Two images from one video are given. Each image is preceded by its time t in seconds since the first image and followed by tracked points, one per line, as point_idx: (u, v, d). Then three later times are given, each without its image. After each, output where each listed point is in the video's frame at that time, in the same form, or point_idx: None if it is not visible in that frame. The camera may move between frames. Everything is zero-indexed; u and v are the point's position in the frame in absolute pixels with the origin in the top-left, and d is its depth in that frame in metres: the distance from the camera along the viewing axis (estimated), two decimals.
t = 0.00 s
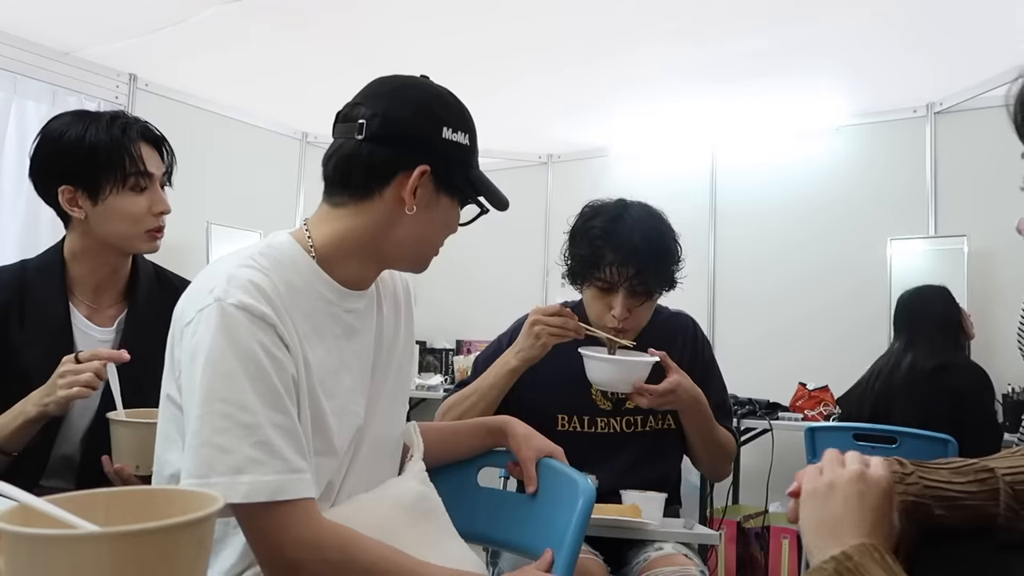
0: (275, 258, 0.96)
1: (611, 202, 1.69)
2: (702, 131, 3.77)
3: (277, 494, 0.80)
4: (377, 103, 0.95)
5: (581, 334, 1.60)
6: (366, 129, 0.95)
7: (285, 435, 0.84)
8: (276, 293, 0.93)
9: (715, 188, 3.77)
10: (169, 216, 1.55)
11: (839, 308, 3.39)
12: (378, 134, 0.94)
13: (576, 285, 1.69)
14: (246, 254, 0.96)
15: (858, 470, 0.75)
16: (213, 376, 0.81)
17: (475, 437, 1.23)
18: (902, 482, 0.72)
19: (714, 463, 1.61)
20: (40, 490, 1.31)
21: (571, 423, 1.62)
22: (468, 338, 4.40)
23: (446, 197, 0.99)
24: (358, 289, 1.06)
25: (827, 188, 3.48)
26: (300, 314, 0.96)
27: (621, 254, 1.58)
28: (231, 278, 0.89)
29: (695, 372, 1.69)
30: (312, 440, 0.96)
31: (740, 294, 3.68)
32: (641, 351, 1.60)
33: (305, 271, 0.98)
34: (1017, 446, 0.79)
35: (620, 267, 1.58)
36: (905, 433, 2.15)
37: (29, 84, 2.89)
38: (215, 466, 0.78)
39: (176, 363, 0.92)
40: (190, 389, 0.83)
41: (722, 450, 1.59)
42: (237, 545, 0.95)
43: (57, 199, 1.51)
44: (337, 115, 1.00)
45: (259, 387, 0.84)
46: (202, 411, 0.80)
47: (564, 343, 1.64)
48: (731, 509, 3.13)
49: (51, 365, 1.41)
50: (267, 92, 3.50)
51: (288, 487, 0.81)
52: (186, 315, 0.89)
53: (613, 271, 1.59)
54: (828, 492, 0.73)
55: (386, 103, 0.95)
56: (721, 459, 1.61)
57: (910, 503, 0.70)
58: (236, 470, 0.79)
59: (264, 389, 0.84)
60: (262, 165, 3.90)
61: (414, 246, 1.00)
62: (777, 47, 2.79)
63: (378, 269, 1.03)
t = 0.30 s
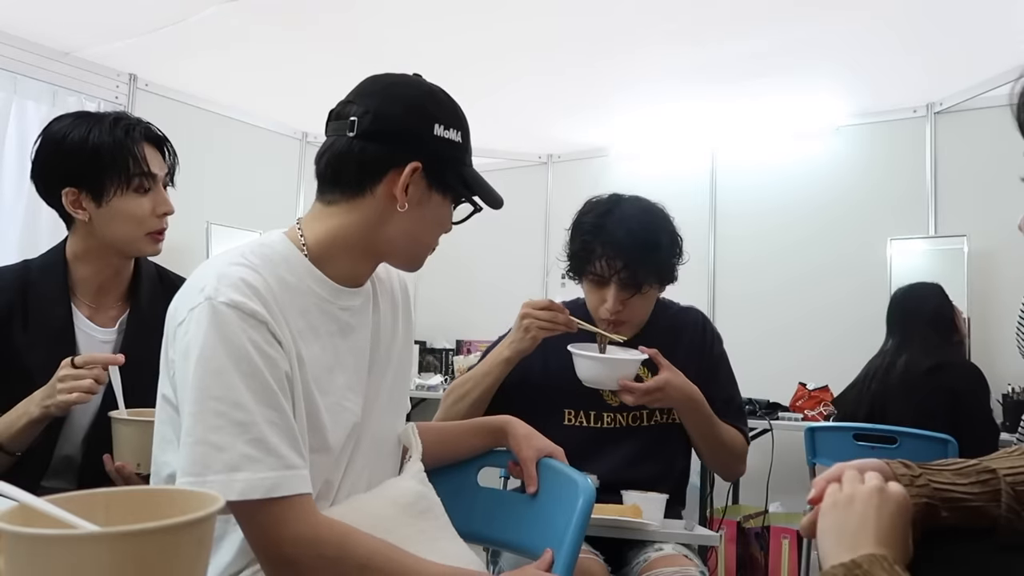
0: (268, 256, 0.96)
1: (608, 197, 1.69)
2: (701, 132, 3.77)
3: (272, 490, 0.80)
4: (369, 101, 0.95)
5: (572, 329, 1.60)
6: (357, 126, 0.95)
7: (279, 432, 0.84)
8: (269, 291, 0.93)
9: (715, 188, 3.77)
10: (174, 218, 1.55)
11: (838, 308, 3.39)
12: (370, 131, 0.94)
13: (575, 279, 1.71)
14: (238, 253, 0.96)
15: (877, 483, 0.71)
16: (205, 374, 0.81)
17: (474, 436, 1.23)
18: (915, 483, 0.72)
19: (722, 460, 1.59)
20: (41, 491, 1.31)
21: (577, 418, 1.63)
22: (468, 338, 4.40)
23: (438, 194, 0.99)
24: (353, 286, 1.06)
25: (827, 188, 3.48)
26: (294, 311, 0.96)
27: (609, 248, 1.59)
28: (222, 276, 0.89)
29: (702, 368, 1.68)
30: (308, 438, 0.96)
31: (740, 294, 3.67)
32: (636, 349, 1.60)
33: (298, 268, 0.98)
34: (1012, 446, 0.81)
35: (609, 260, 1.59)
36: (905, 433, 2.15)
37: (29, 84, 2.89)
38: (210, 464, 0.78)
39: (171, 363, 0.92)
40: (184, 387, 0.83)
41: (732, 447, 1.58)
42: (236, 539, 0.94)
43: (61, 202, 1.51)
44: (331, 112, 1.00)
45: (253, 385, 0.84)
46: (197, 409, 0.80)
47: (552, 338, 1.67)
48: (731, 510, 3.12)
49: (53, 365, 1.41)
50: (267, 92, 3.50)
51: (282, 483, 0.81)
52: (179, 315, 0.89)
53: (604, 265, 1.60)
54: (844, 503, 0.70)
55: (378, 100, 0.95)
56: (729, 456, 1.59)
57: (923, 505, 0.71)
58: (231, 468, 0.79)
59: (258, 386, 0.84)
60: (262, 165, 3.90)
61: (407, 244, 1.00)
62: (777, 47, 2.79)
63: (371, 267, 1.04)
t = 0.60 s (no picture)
0: (268, 255, 0.96)
1: (605, 198, 1.73)
2: (701, 132, 3.77)
3: (272, 489, 0.80)
4: (365, 102, 0.95)
5: (566, 331, 1.60)
6: (354, 129, 0.95)
7: (279, 431, 0.85)
8: (270, 291, 0.93)
9: (715, 188, 3.77)
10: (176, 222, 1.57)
11: (839, 308, 3.39)
12: (367, 133, 0.94)
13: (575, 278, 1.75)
14: (238, 253, 0.96)
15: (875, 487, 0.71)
16: (206, 373, 0.81)
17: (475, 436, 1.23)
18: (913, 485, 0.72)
19: (725, 463, 1.56)
20: (42, 492, 1.31)
21: (582, 417, 1.64)
22: (468, 338, 4.39)
23: (437, 191, 0.99)
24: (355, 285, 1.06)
25: (827, 188, 3.48)
26: (295, 312, 0.96)
27: (599, 249, 1.63)
28: (223, 275, 0.89)
29: (709, 369, 1.67)
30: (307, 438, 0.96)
31: (740, 293, 3.67)
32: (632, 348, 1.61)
33: (297, 270, 0.97)
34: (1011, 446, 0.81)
35: (599, 260, 1.63)
36: (905, 433, 2.15)
37: (29, 84, 2.89)
38: (210, 463, 0.78)
39: (171, 362, 0.92)
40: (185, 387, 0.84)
41: (734, 451, 1.56)
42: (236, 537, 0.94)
43: (65, 201, 1.51)
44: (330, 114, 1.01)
45: (253, 386, 0.84)
46: (197, 408, 0.80)
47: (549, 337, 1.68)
48: (731, 510, 3.13)
49: (54, 366, 1.41)
50: (267, 92, 3.50)
51: (282, 482, 0.81)
52: (180, 314, 0.89)
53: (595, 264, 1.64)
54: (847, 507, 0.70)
55: (374, 101, 0.95)
56: (731, 459, 1.56)
57: (921, 505, 0.71)
58: (232, 466, 0.79)
59: (258, 385, 0.84)
60: (262, 165, 3.90)
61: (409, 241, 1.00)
62: (777, 47, 2.79)
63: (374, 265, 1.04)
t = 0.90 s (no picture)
0: (268, 256, 0.96)
1: (612, 198, 1.73)
2: (701, 132, 3.77)
3: (271, 489, 0.80)
4: (352, 105, 0.94)
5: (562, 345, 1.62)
6: (345, 134, 0.94)
7: (279, 431, 0.85)
8: (270, 292, 0.93)
9: (715, 188, 3.77)
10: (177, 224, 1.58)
11: (839, 307, 3.39)
12: (359, 138, 0.94)
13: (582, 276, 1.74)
14: (238, 253, 0.96)
15: (877, 487, 0.71)
16: (206, 374, 0.81)
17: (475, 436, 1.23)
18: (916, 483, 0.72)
19: (728, 465, 1.56)
20: (42, 492, 1.31)
21: (584, 416, 1.64)
22: (468, 338, 4.39)
23: (434, 186, 1.00)
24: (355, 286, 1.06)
25: (827, 188, 3.48)
26: (296, 312, 0.96)
27: (608, 246, 1.62)
28: (223, 276, 0.89)
29: (712, 371, 1.67)
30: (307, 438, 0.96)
31: (740, 293, 3.67)
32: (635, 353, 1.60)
33: (297, 271, 0.97)
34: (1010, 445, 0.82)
35: (608, 257, 1.62)
36: (905, 433, 2.15)
37: (30, 84, 2.89)
38: (210, 463, 0.78)
39: (171, 361, 0.92)
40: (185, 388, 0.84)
41: (737, 452, 1.56)
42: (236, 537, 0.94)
43: (67, 202, 1.51)
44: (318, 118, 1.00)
45: (253, 387, 0.84)
46: (197, 409, 0.80)
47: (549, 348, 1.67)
48: (731, 510, 3.13)
49: (55, 366, 1.41)
50: (267, 92, 3.50)
51: (282, 482, 0.81)
52: (180, 315, 0.89)
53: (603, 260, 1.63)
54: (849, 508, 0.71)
55: (362, 103, 0.94)
56: (734, 462, 1.56)
57: (923, 503, 0.71)
58: (231, 467, 0.79)
59: (258, 386, 0.84)
60: (262, 165, 3.90)
61: (410, 239, 1.01)
62: (778, 47, 2.78)
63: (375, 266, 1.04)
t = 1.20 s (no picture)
0: (275, 250, 0.97)
1: (624, 196, 1.75)
2: (701, 133, 3.77)
3: (277, 480, 0.80)
4: (345, 107, 0.94)
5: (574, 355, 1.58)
6: (341, 137, 0.94)
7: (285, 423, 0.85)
8: (276, 286, 0.93)
9: (715, 188, 3.77)
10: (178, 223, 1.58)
11: (841, 307, 3.39)
12: (356, 139, 0.94)
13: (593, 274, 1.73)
14: (245, 248, 0.97)
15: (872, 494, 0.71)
16: (214, 364, 0.81)
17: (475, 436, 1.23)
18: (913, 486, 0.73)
19: (728, 464, 1.61)
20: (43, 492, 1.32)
21: (587, 416, 1.64)
22: (468, 338, 4.39)
23: (434, 182, 0.99)
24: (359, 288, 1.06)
25: (828, 188, 3.48)
26: (301, 309, 0.97)
27: (631, 237, 1.63)
28: (231, 268, 0.90)
29: (709, 371, 1.68)
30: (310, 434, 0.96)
31: (740, 293, 3.67)
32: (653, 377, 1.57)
33: (301, 268, 0.98)
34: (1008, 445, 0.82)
35: (632, 247, 1.62)
36: (904, 433, 2.15)
37: (30, 84, 2.89)
38: (217, 452, 0.78)
39: (176, 354, 0.92)
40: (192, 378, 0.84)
41: (739, 451, 1.59)
42: (236, 527, 0.94)
43: (69, 202, 1.51)
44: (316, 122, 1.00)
45: (259, 379, 0.84)
46: (204, 398, 0.80)
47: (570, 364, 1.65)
48: (731, 510, 3.13)
49: (56, 367, 1.41)
50: (267, 92, 3.50)
51: (287, 474, 0.81)
52: (188, 307, 0.89)
53: (624, 251, 1.63)
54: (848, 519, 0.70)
55: (355, 105, 0.94)
56: (735, 460, 1.60)
57: (923, 506, 0.71)
58: (237, 457, 0.79)
59: (265, 377, 0.84)
60: (262, 165, 3.90)
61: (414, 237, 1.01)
62: (778, 47, 2.78)
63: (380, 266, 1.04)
